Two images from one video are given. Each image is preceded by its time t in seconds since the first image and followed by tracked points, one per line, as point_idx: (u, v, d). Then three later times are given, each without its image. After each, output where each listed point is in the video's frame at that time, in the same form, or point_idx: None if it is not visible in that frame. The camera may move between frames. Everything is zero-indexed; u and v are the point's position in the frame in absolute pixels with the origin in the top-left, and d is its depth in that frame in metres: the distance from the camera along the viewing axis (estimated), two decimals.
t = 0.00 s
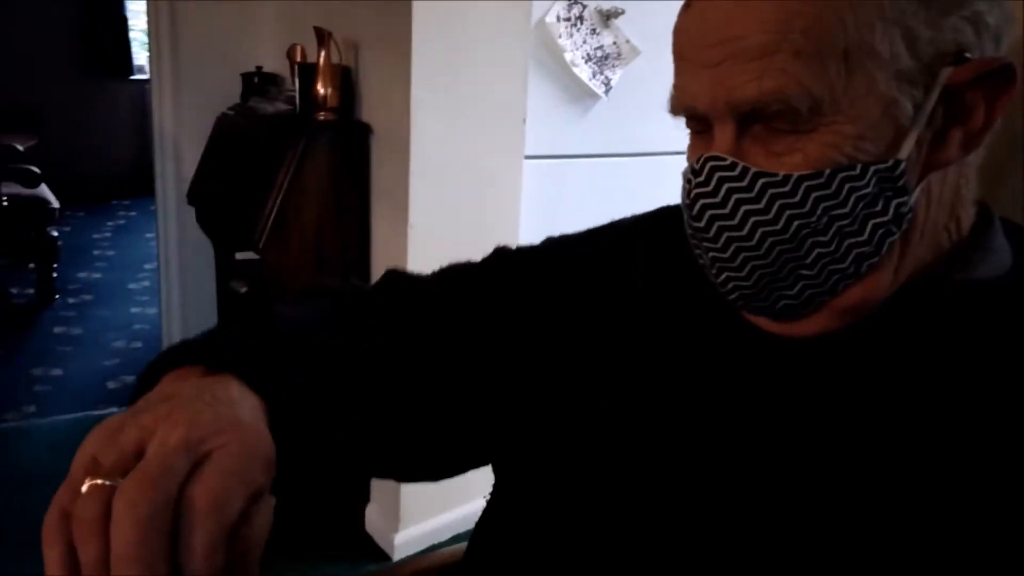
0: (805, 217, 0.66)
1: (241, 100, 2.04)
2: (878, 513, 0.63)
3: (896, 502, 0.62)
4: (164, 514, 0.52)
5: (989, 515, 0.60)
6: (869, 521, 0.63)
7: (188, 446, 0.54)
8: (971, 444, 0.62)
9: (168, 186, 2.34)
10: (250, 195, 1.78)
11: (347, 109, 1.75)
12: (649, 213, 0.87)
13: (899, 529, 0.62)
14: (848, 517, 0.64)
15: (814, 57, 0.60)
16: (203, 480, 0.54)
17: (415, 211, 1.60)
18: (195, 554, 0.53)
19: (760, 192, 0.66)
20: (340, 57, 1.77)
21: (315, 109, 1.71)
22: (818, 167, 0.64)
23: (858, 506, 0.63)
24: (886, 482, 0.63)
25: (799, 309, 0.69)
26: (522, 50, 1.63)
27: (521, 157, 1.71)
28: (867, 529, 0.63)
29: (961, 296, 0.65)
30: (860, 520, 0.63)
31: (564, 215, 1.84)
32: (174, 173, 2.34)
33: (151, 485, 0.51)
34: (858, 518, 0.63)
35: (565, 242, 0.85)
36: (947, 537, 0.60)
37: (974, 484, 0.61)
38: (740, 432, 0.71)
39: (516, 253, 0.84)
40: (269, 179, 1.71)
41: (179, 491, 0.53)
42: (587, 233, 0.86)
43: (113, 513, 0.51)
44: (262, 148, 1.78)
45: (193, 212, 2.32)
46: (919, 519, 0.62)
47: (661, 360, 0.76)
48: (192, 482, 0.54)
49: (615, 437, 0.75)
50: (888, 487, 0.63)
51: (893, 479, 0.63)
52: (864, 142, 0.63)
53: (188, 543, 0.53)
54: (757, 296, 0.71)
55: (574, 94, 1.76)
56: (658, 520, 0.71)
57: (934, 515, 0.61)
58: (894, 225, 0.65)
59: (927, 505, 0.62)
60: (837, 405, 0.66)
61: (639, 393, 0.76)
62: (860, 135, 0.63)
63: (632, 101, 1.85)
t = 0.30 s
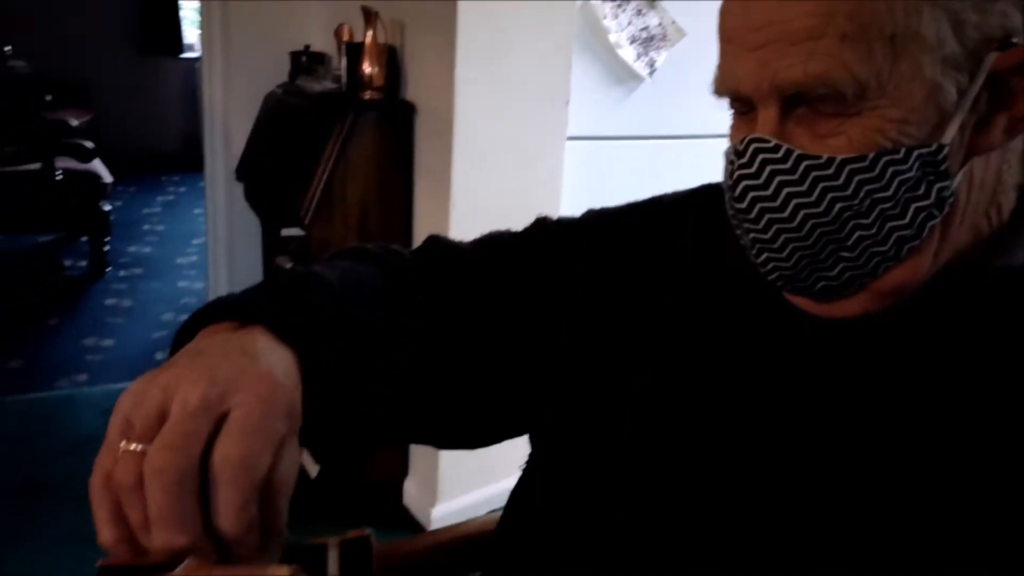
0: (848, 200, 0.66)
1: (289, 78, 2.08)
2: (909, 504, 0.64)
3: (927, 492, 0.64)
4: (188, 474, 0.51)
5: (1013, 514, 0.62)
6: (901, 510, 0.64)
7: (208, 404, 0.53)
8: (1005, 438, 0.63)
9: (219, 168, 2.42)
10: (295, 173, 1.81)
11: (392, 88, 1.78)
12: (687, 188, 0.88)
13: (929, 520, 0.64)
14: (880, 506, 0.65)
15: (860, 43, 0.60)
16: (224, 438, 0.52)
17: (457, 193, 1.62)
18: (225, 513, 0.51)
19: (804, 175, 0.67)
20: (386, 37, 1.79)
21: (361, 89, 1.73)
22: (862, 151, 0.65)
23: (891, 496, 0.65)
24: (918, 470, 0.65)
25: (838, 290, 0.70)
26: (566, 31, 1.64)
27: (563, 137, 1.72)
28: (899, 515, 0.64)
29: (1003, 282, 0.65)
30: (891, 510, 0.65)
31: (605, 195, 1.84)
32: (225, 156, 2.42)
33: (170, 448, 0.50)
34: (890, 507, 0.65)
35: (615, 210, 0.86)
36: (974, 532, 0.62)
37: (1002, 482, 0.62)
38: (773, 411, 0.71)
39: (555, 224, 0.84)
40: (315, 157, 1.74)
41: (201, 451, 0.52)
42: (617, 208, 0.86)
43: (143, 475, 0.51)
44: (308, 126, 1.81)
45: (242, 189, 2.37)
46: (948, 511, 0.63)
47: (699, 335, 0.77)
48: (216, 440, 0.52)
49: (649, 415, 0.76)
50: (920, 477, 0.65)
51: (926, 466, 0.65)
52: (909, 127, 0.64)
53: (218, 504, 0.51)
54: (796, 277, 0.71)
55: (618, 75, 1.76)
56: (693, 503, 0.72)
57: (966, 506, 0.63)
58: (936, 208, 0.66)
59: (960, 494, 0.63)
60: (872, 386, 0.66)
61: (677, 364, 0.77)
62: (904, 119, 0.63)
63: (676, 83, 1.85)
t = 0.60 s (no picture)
0: (869, 181, 0.67)
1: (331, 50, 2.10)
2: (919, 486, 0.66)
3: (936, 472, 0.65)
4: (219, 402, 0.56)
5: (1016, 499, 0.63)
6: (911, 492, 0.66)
7: (233, 350, 0.57)
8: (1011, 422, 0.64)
9: (260, 134, 2.45)
10: (335, 143, 1.83)
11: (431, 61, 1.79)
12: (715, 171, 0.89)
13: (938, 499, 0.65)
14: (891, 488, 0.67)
15: (886, 24, 0.60)
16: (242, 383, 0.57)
17: (493, 166, 1.64)
18: (256, 451, 0.55)
19: (826, 157, 0.68)
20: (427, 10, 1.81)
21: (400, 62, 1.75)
22: (885, 133, 0.65)
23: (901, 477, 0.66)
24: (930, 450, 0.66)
25: (860, 269, 0.70)
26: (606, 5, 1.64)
27: (602, 112, 1.72)
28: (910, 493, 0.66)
29: None
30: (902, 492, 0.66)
31: (642, 170, 1.85)
32: (267, 123, 2.45)
33: (202, 385, 0.55)
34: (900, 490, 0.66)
35: (648, 197, 0.87)
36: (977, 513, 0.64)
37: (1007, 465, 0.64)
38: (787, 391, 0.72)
39: (582, 215, 0.86)
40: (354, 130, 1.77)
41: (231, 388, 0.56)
42: (644, 196, 0.87)
43: (176, 413, 0.55)
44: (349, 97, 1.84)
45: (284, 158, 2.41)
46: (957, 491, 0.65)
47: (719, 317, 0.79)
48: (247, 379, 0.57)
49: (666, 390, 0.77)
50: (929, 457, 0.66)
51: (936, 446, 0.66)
52: (932, 111, 0.64)
53: (248, 446, 0.55)
54: (817, 257, 0.71)
55: (658, 50, 1.77)
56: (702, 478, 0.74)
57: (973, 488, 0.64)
58: (958, 191, 0.66)
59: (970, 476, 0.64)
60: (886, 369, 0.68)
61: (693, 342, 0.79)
62: (929, 102, 0.64)
63: (716, 59, 1.84)
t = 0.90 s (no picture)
0: (879, 146, 0.70)
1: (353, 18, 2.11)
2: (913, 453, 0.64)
3: (930, 435, 0.63)
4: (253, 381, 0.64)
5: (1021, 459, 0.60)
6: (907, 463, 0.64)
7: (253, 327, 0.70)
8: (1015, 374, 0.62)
9: (282, 101, 2.47)
10: (354, 110, 1.85)
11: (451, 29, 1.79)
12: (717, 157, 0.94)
13: (937, 468, 0.62)
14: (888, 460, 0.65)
15: None
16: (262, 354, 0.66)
17: (513, 136, 1.65)
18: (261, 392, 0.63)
19: (838, 122, 0.71)
20: None
21: (420, 29, 1.75)
22: (896, 98, 0.68)
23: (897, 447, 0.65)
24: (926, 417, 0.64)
25: (868, 234, 0.73)
26: None
27: (621, 83, 1.72)
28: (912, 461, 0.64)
29: None
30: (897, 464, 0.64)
31: (664, 143, 1.85)
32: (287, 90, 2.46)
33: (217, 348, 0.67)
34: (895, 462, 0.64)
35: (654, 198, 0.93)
36: (977, 472, 0.61)
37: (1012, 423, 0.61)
38: (789, 357, 0.73)
39: (592, 232, 0.93)
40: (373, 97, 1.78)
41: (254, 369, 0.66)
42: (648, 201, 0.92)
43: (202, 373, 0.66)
44: (369, 63, 1.85)
45: (304, 125, 2.41)
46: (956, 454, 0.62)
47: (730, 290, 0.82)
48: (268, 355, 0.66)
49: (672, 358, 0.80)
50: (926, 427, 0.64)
51: (936, 417, 0.63)
52: (942, 76, 0.65)
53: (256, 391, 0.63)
54: (827, 221, 0.74)
55: (680, 20, 1.77)
56: (695, 437, 0.75)
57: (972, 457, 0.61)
58: (967, 157, 0.68)
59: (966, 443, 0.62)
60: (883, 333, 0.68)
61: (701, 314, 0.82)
62: (939, 68, 0.65)
63: (739, 28, 1.83)
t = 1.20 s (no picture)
0: (869, 127, 0.71)
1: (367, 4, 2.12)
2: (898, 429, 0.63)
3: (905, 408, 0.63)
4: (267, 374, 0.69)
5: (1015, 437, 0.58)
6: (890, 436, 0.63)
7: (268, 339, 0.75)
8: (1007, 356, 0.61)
9: (297, 87, 2.49)
10: (368, 96, 1.85)
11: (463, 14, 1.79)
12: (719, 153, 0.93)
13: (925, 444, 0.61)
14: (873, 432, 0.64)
15: None
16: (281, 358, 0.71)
17: (524, 122, 1.65)
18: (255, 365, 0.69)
19: (829, 102, 0.72)
20: None
21: (433, 14, 1.75)
22: (887, 78, 0.69)
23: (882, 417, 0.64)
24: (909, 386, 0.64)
25: (860, 216, 0.73)
26: None
27: (634, 68, 1.72)
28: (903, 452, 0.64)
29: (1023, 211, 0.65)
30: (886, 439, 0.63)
31: (676, 127, 1.85)
32: (302, 75, 2.47)
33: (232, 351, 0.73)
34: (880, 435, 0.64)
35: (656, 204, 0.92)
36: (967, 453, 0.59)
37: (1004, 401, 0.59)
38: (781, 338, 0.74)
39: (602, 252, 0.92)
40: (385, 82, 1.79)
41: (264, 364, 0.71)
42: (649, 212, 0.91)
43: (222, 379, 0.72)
44: (382, 49, 1.85)
45: (319, 111, 2.43)
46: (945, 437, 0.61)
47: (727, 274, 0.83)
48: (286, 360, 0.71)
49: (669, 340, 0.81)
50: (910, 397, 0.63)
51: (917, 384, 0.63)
52: (932, 58, 0.66)
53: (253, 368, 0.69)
54: (818, 202, 0.75)
55: (695, 5, 1.75)
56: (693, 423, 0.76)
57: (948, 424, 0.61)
58: (958, 139, 0.67)
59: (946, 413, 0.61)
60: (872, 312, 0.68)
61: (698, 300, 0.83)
62: (929, 50, 0.66)
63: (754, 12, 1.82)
